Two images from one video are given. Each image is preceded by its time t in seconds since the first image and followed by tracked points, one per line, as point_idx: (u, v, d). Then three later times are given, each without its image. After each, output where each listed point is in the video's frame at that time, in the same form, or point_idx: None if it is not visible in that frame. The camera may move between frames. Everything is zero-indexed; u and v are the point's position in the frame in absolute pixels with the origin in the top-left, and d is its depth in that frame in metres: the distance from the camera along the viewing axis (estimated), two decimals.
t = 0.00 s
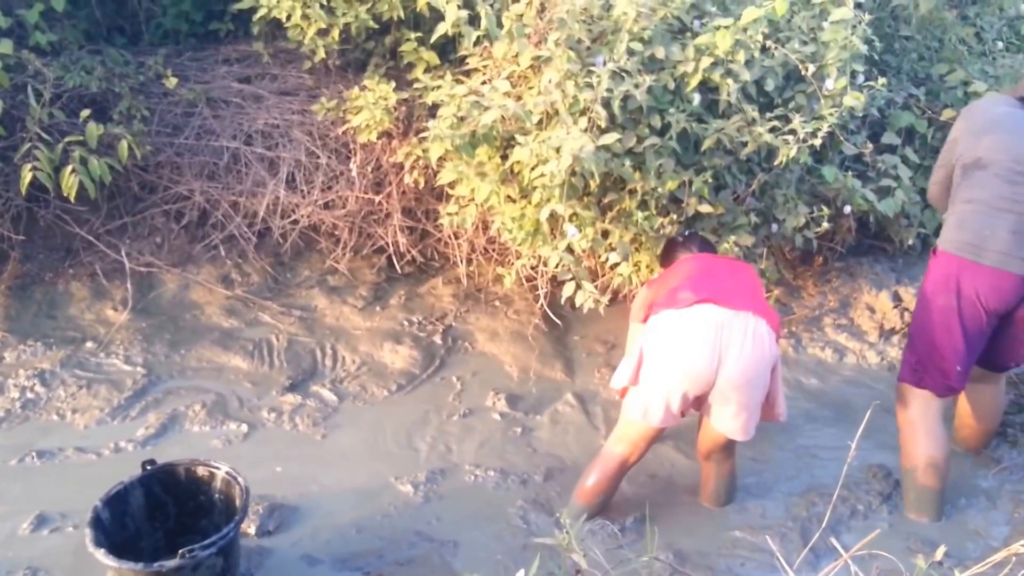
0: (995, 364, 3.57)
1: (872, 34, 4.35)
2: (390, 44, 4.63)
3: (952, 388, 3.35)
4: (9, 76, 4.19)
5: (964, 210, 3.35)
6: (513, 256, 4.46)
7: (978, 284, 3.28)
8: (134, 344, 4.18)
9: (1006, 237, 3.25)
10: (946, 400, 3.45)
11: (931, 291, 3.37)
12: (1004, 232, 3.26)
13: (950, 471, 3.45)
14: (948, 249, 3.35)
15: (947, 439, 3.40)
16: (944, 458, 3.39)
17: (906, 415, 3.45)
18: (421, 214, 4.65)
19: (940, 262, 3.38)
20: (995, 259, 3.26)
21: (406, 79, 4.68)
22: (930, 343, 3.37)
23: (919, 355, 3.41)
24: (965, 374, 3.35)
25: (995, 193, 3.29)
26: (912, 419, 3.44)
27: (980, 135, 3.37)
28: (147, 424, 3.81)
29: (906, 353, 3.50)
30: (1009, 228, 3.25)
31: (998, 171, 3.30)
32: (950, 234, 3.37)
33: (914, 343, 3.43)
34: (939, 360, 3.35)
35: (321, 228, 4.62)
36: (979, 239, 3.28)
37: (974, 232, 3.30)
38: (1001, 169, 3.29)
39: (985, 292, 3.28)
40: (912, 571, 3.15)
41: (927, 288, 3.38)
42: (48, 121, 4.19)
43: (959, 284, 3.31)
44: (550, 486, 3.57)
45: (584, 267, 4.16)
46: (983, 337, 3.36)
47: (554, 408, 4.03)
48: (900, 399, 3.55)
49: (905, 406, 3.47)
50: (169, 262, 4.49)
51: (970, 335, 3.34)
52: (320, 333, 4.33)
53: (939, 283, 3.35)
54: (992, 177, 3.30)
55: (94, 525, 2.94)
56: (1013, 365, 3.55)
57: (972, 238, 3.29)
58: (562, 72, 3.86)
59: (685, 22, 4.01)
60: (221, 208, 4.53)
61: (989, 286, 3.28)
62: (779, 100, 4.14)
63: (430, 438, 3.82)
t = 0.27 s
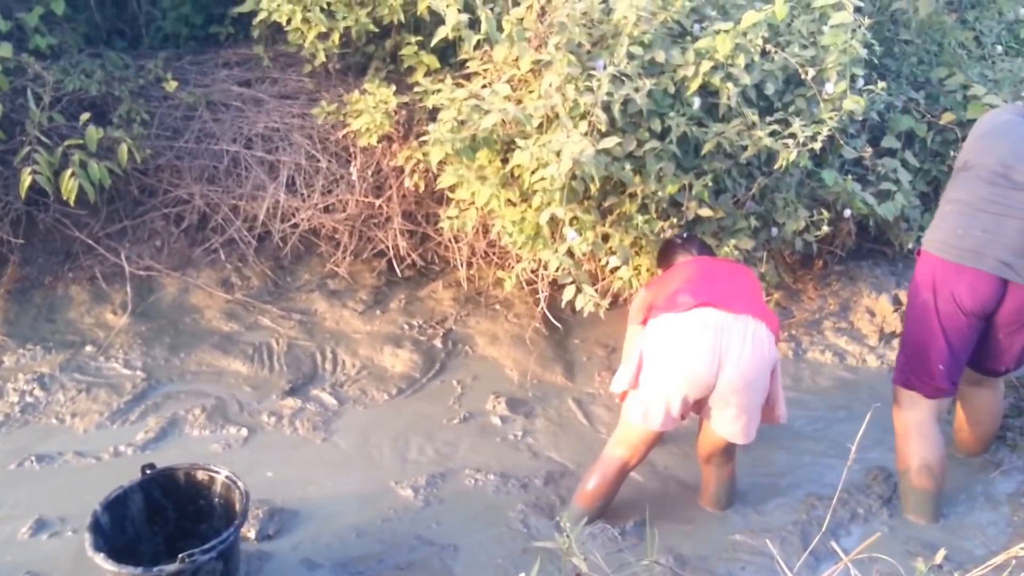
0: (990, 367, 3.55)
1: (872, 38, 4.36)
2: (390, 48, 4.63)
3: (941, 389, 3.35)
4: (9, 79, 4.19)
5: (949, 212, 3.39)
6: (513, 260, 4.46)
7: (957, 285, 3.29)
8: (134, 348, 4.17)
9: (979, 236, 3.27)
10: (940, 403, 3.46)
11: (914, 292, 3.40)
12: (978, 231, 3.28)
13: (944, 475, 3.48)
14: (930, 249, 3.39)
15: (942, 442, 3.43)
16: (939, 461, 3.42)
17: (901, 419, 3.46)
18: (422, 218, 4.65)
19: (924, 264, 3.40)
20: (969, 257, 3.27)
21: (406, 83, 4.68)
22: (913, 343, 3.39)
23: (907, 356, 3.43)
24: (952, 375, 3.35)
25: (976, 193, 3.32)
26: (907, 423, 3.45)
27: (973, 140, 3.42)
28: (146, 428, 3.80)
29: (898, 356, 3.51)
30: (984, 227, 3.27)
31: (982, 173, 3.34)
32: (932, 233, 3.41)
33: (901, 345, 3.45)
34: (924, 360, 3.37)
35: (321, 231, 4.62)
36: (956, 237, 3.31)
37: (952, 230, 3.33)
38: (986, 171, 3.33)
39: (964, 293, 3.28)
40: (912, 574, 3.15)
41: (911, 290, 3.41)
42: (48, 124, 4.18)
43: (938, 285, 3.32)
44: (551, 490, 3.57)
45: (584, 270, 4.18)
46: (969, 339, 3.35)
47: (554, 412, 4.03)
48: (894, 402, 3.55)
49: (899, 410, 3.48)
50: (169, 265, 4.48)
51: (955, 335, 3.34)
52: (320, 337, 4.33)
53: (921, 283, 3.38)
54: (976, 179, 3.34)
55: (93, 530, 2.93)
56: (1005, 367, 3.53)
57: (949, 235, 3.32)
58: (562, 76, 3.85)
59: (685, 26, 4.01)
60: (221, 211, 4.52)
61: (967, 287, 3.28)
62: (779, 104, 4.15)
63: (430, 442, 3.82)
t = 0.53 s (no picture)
0: (989, 372, 3.57)
1: (871, 41, 4.38)
2: (390, 51, 4.64)
3: (937, 396, 3.39)
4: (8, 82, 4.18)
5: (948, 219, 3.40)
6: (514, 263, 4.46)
7: (957, 293, 3.30)
8: (133, 351, 4.16)
9: (983, 244, 3.28)
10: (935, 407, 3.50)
11: (913, 298, 3.42)
12: (982, 239, 3.28)
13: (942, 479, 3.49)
14: (929, 255, 3.41)
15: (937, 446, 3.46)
16: (935, 464, 3.44)
17: (894, 423, 3.51)
18: (422, 221, 4.65)
19: (922, 271, 3.41)
20: (971, 266, 3.28)
21: (406, 86, 4.69)
22: (911, 349, 3.42)
23: (903, 361, 3.46)
24: (948, 381, 3.38)
25: (975, 200, 3.33)
26: (900, 427, 3.49)
27: (969, 145, 3.42)
28: (146, 431, 3.79)
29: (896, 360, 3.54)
30: (986, 235, 3.28)
31: (982, 180, 3.34)
32: (932, 239, 3.43)
33: (899, 350, 3.48)
34: (920, 366, 3.40)
35: (321, 234, 4.62)
36: (958, 246, 3.32)
37: (953, 238, 3.34)
38: (985, 177, 3.33)
39: (964, 301, 3.30)
40: None
41: (910, 296, 3.44)
42: (47, 127, 4.17)
43: (938, 293, 3.34)
44: (553, 493, 3.56)
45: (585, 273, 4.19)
46: (967, 345, 3.37)
47: (555, 415, 4.03)
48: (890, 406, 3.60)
49: (893, 415, 3.53)
50: (168, 268, 4.48)
51: (952, 342, 3.36)
52: (321, 340, 4.33)
53: (920, 289, 3.40)
54: (976, 186, 3.34)
55: (93, 534, 2.91)
56: (1007, 373, 3.53)
57: (950, 243, 3.33)
58: (563, 79, 3.86)
59: (685, 30, 4.02)
60: (221, 214, 4.52)
61: (967, 296, 3.29)
62: (779, 107, 4.16)
63: (432, 445, 3.81)
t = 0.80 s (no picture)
0: (993, 374, 3.56)
1: (870, 45, 4.41)
2: (391, 54, 4.64)
3: (945, 403, 3.37)
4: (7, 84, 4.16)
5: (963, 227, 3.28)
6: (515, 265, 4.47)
7: (980, 302, 3.24)
8: (132, 354, 4.15)
9: (1010, 254, 3.20)
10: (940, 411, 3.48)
11: (928, 308, 3.32)
12: (1007, 248, 3.20)
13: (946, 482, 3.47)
14: (946, 265, 3.29)
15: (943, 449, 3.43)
16: (940, 469, 3.42)
17: (900, 426, 3.48)
18: (423, 223, 4.65)
19: (935, 278, 3.32)
20: (998, 276, 3.20)
21: (407, 88, 4.69)
22: (926, 360, 3.35)
23: (912, 368, 3.41)
24: (958, 389, 3.36)
25: (992, 207, 3.22)
26: (907, 431, 3.46)
27: (966, 149, 3.27)
28: (146, 434, 3.78)
29: (900, 365, 3.48)
30: (1010, 244, 3.19)
31: (998, 187, 3.22)
32: (946, 249, 3.31)
33: (908, 357, 3.42)
34: (934, 376, 3.35)
35: (322, 237, 4.62)
36: (981, 255, 3.22)
37: (974, 248, 3.23)
38: (1001, 185, 3.21)
39: (985, 309, 3.25)
40: None
41: (923, 306, 3.34)
42: (46, 129, 4.16)
43: (959, 303, 3.27)
44: (554, 496, 3.55)
45: (586, 276, 4.19)
46: (979, 351, 3.34)
47: (556, 417, 4.03)
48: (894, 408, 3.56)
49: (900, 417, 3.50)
50: (168, 271, 4.47)
51: (967, 351, 3.33)
52: (321, 343, 4.32)
53: (936, 300, 3.30)
54: (992, 195, 3.22)
55: (92, 538, 2.90)
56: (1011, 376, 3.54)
57: (974, 254, 3.23)
58: (563, 82, 3.86)
59: (685, 33, 4.03)
60: (221, 217, 4.51)
61: (990, 304, 3.24)
62: (778, 110, 4.18)
63: (433, 447, 3.81)
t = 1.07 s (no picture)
0: (1001, 376, 3.47)
1: (866, 47, 4.43)
2: (388, 56, 4.65)
3: (961, 410, 3.27)
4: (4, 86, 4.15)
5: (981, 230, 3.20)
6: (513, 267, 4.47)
7: (1010, 306, 3.17)
8: (129, 356, 4.13)
9: None
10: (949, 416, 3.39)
11: (949, 314, 3.21)
12: None
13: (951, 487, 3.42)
14: (969, 270, 3.19)
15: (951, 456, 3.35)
16: (948, 476, 3.35)
17: (910, 431, 3.36)
18: (420, 225, 4.65)
19: (957, 285, 3.20)
20: None
21: (404, 90, 4.69)
22: (948, 368, 3.24)
23: (930, 375, 3.28)
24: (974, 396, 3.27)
25: (1010, 211, 3.19)
26: (917, 436, 3.35)
27: (966, 158, 3.24)
28: (143, 437, 3.77)
29: (911, 371, 3.35)
30: None
31: (1008, 190, 3.21)
32: (965, 257, 3.21)
33: (922, 364, 3.30)
34: (955, 385, 3.24)
35: (319, 239, 4.61)
36: (1006, 259, 3.16)
37: (998, 252, 3.17)
38: (1009, 188, 3.21)
39: (1013, 313, 3.19)
40: None
41: (944, 313, 3.21)
42: (43, 131, 4.15)
43: (984, 308, 3.17)
44: (552, 498, 3.54)
45: (585, 278, 4.19)
46: (996, 356, 3.26)
47: (554, 420, 4.02)
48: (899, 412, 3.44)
49: (909, 421, 3.38)
50: (164, 273, 4.46)
51: (985, 358, 3.25)
52: (319, 345, 4.32)
53: (958, 306, 3.19)
54: (1005, 197, 3.20)
55: (89, 542, 2.88)
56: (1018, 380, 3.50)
57: (1002, 256, 3.16)
58: (561, 84, 3.86)
59: (682, 35, 4.04)
60: (219, 219, 4.50)
61: (1019, 308, 3.18)
62: (775, 112, 4.19)
63: (432, 449, 3.80)
